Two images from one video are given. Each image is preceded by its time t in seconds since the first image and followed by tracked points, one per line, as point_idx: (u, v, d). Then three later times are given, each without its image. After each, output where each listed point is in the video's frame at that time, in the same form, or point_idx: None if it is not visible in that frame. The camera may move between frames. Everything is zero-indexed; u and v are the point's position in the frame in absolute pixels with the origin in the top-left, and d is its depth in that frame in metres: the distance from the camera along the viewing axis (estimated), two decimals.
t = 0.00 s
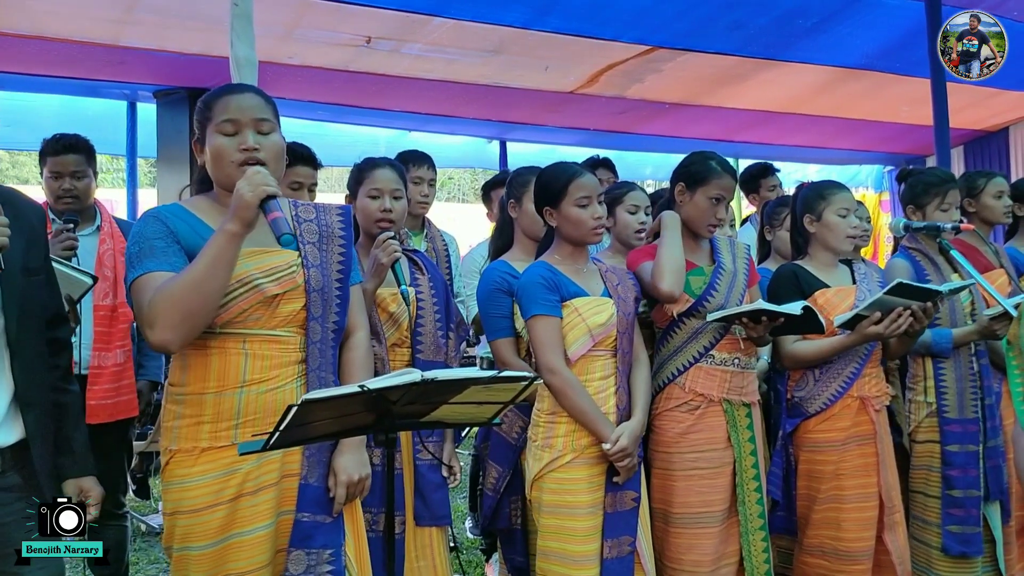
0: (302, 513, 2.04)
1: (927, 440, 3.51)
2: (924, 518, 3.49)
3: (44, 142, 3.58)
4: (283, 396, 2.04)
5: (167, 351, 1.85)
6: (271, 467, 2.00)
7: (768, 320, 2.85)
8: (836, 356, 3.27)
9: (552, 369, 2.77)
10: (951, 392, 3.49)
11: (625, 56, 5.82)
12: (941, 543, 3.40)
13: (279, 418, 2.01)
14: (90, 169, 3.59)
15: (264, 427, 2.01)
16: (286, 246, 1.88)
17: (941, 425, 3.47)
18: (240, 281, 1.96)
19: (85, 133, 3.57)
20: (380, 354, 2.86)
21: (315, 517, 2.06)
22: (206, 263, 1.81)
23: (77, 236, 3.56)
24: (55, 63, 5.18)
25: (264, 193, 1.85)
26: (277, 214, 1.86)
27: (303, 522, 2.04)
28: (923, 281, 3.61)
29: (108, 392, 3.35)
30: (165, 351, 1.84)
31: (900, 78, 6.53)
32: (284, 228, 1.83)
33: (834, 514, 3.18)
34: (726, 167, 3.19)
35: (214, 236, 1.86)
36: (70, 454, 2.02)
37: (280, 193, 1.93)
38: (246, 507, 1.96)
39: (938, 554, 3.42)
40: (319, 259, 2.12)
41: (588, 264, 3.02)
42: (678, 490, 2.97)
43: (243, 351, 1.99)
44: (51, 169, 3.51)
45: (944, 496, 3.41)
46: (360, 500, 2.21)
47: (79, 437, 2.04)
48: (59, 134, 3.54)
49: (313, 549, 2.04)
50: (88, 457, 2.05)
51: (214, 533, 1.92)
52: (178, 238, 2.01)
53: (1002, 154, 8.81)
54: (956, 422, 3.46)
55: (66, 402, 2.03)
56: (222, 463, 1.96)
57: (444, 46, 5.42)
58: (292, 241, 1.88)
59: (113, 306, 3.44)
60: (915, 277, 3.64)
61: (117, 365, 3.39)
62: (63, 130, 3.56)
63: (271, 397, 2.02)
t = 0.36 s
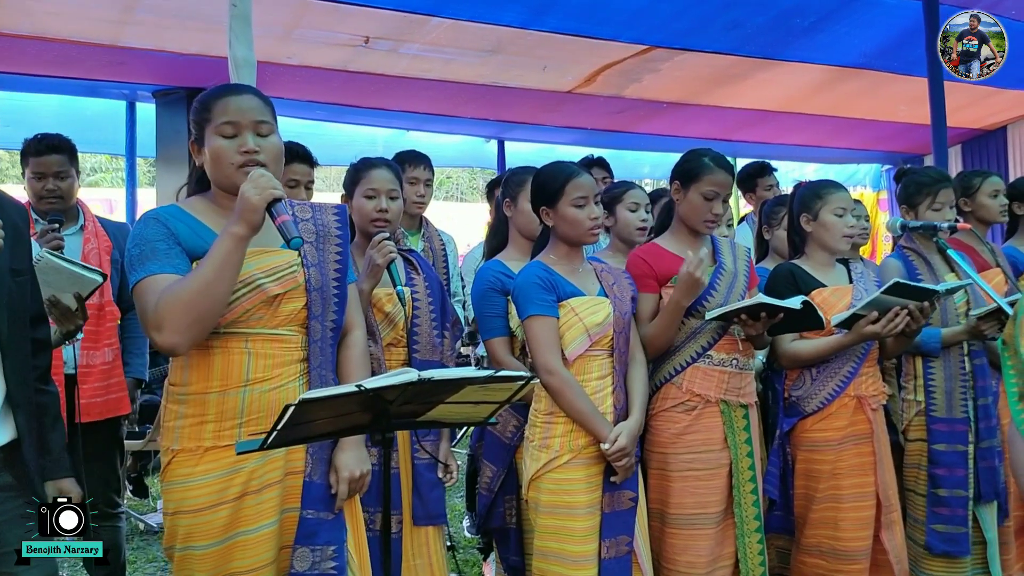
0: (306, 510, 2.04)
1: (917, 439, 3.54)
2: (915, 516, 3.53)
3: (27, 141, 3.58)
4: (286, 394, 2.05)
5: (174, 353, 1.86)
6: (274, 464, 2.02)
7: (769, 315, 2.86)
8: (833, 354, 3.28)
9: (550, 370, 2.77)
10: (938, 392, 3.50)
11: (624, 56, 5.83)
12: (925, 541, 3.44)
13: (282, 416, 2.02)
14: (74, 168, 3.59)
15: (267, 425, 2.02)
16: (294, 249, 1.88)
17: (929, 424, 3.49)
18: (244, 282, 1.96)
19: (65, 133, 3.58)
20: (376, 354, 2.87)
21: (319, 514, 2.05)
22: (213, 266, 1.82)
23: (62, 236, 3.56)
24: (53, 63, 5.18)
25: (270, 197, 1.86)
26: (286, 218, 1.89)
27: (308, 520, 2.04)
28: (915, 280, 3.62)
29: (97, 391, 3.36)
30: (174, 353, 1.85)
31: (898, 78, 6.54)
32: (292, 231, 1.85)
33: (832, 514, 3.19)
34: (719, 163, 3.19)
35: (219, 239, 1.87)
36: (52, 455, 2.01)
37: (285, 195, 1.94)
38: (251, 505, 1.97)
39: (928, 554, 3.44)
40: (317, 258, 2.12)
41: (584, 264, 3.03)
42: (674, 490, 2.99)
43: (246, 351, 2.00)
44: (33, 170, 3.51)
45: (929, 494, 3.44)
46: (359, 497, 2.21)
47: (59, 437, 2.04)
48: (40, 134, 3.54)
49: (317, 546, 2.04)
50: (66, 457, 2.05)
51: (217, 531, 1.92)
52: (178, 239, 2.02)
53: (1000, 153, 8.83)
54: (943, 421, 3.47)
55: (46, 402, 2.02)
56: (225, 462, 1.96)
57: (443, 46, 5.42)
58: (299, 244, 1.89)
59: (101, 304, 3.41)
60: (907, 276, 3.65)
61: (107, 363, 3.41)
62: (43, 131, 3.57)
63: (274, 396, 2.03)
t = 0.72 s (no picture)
0: (300, 511, 2.04)
1: (915, 438, 3.55)
2: (914, 516, 3.53)
3: (11, 142, 3.60)
4: (281, 393, 2.05)
5: (168, 353, 1.87)
6: (269, 464, 2.02)
7: (775, 316, 2.86)
8: (832, 353, 3.28)
9: (543, 369, 2.79)
10: (935, 391, 3.51)
11: (623, 55, 5.82)
12: (922, 540, 3.44)
13: (276, 416, 2.02)
14: (60, 165, 3.60)
15: (262, 425, 2.02)
16: (283, 251, 1.83)
17: (927, 423, 3.49)
18: (238, 281, 1.97)
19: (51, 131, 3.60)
20: (376, 354, 2.86)
21: (313, 515, 2.05)
22: (205, 267, 1.82)
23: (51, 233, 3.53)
24: (53, 63, 5.18)
25: (263, 198, 1.86)
26: (275, 218, 1.84)
27: (301, 521, 2.04)
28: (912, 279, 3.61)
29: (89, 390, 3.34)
30: (167, 354, 1.86)
31: (898, 77, 6.54)
32: (280, 232, 1.78)
33: (830, 513, 3.19)
34: (720, 158, 3.21)
35: (213, 239, 1.87)
36: (66, 448, 1.99)
37: (279, 196, 1.94)
38: (244, 504, 1.97)
39: (926, 554, 3.44)
40: (315, 258, 2.12)
41: (584, 264, 3.03)
42: (674, 490, 2.99)
43: (241, 350, 2.01)
44: (19, 167, 3.52)
45: (927, 493, 3.45)
46: (358, 498, 2.20)
47: (72, 431, 2.01)
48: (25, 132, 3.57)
49: (310, 547, 2.03)
50: (83, 450, 2.03)
51: (212, 530, 1.94)
52: (175, 239, 2.02)
53: (1000, 152, 8.82)
54: (940, 421, 3.47)
55: (57, 397, 2.00)
56: (218, 461, 1.97)
57: (442, 45, 5.42)
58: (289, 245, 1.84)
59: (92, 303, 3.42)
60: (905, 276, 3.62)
61: (99, 361, 3.40)
62: (29, 131, 3.59)
63: (269, 395, 2.03)
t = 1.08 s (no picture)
0: (304, 508, 2.06)
1: (922, 439, 3.54)
2: (920, 517, 3.52)
3: (16, 142, 3.63)
4: (285, 391, 2.07)
5: (174, 352, 1.88)
6: (274, 461, 2.03)
7: (773, 321, 2.85)
8: (835, 353, 3.29)
9: (544, 368, 2.80)
10: (945, 392, 3.50)
11: (625, 54, 5.83)
12: (931, 542, 3.43)
13: (281, 413, 2.03)
14: (65, 165, 3.66)
15: (267, 423, 2.03)
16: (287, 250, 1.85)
17: (935, 424, 3.48)
18: (243, 280, 1.99)
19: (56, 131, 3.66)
20: (379, 351, 2.88)
21: (317, 512, 2.07)
22: (211, 266, 1.84)
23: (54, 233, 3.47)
24: (59, 65, 5.22)
25: (267, 198, 1.87)
26: (280, 217, 1.85)
27: (305, 518, 2.05)
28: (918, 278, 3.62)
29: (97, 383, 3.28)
30: (173, 352, 1.88)
31: (900, 75, 6.53)
32: (285, 231, 1.81)
33: (833, 514, 3.19)
34: (712, 149, 3.25)
35: (218, 239, 1.88)
36: (93, 442, 2.01)
37: (283, 196, 1.95)
38: (250, 500, 1.98)
39: (934, 556, 3.43)
40: (319, 257, 2.14)
41: (587, 263, 3.05)
42: (673, 490, 3.01)
43: (246, 348, 2.02)
44: (25, 167, 3.55)
45: (936, 495, 3.43)
46: (361, 496, 2.21)
47: (98, 425, 2.03)
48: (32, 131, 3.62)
49: (314, 544, 2.05)
50: (108, 444, 2.05)
51: (218, 526, 1.95)
52: (181, 239, 2.04)
53: (1005, 150, 8.79)
54: (949, 422, 3.46)
55: (84, 391, 2.01)
56: (225, 457, 1.98)
57: (444, 45, 5.44)
58: (294, 244, 1.86)
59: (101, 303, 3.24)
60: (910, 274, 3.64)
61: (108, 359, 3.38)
62: (34, 131, 3.64)
63: (273, 392, 2.05)
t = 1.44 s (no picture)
0: (312, 504, 2.07)
1: (935, 440, 3.53)
2: (930, 518, 3.51)
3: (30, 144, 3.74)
4: (293, 389, 2.08)
5: (184, 352, 1.89)
6: (282, 458, 2.04)
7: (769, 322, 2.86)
8: (840, 353, 3.29)
9: (548, 368, 2.79)
10: (959, 393, 3.49)
11: (627, 54, 5.83)
12: (947, 544, 3.41)
13: (289, 411, 2.04)
14: (79, 164, 3.77)
15: (275, 421, 2.04)
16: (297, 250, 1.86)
17: (950, 425, 3.47)
18: (251, 279, 1.99)
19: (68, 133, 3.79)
20: (384, 350, 2.89)
21: (324, 509, 2.07)
22: (221, 266, 1.84)
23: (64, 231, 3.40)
24: (65, 66, 5.24)
25: (275, 197, 1.88)
26: (288, 218, 1.86)
27: (313, 514, 2.06)
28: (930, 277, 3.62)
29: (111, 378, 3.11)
30: (183, 352, 1.88)
31: (903, 74, 6.52)
32: (294, 231, 1.81)
33: (837, 514, 3.19)
34: (707, 145, 3.30)
35: (227, 239, 1.89)
36: (112, 442, 2.02)
37: (290, 196, 1.96)
38: (259, 497, 1.99)
39: (945, 556, 3.43)
40: (324, 256, 2.14)
41: (589, 262, 3.05)
42: (670, 488, 3.04)
43: (254, 346, 2.03)
44: (41, 167, 3.66)
45: (951, 497, 3.42)
46: (367, 493, 2.22)
47: (119, 425, 2.04)
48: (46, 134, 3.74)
49: (322, 540, 2.06)
50: (129, 444, 2.06)
51: (227, 523, 1.96)
52: (189, 239, 2.05)
53: (1011, 149, 8.78)
54: (964, 423, 3.46)
55: (106, 391, 2.02)
56: (234, 455, 1.98)
57: (446, 45, 5.44)
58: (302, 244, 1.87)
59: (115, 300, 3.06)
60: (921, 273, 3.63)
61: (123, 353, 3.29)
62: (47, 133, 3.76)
63: (282, 390, 2.05)
